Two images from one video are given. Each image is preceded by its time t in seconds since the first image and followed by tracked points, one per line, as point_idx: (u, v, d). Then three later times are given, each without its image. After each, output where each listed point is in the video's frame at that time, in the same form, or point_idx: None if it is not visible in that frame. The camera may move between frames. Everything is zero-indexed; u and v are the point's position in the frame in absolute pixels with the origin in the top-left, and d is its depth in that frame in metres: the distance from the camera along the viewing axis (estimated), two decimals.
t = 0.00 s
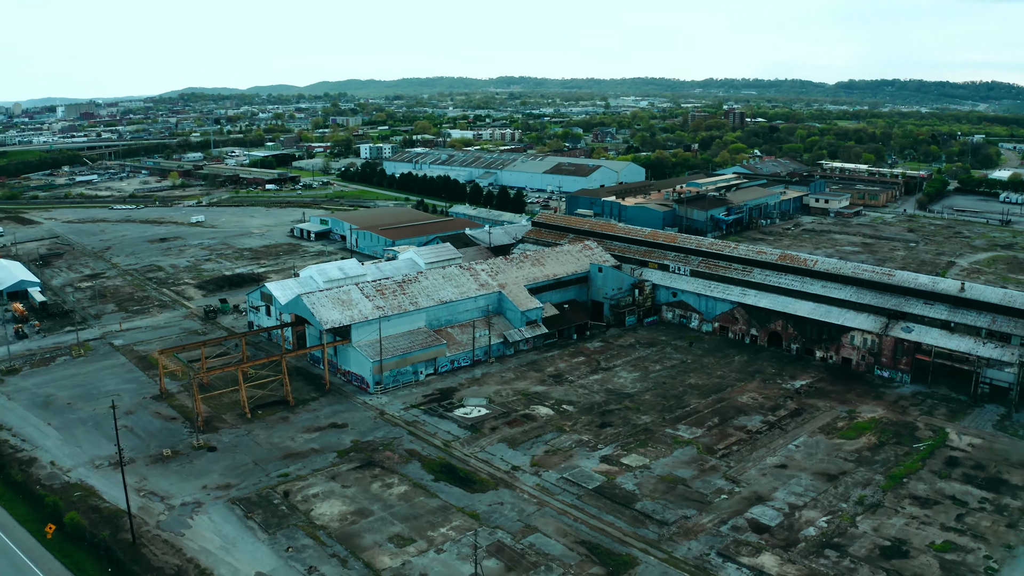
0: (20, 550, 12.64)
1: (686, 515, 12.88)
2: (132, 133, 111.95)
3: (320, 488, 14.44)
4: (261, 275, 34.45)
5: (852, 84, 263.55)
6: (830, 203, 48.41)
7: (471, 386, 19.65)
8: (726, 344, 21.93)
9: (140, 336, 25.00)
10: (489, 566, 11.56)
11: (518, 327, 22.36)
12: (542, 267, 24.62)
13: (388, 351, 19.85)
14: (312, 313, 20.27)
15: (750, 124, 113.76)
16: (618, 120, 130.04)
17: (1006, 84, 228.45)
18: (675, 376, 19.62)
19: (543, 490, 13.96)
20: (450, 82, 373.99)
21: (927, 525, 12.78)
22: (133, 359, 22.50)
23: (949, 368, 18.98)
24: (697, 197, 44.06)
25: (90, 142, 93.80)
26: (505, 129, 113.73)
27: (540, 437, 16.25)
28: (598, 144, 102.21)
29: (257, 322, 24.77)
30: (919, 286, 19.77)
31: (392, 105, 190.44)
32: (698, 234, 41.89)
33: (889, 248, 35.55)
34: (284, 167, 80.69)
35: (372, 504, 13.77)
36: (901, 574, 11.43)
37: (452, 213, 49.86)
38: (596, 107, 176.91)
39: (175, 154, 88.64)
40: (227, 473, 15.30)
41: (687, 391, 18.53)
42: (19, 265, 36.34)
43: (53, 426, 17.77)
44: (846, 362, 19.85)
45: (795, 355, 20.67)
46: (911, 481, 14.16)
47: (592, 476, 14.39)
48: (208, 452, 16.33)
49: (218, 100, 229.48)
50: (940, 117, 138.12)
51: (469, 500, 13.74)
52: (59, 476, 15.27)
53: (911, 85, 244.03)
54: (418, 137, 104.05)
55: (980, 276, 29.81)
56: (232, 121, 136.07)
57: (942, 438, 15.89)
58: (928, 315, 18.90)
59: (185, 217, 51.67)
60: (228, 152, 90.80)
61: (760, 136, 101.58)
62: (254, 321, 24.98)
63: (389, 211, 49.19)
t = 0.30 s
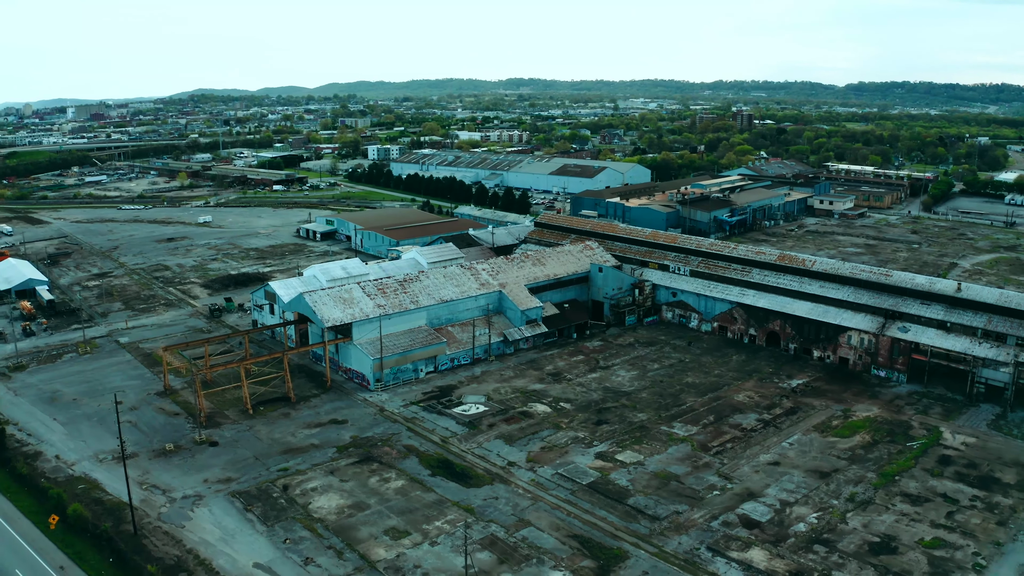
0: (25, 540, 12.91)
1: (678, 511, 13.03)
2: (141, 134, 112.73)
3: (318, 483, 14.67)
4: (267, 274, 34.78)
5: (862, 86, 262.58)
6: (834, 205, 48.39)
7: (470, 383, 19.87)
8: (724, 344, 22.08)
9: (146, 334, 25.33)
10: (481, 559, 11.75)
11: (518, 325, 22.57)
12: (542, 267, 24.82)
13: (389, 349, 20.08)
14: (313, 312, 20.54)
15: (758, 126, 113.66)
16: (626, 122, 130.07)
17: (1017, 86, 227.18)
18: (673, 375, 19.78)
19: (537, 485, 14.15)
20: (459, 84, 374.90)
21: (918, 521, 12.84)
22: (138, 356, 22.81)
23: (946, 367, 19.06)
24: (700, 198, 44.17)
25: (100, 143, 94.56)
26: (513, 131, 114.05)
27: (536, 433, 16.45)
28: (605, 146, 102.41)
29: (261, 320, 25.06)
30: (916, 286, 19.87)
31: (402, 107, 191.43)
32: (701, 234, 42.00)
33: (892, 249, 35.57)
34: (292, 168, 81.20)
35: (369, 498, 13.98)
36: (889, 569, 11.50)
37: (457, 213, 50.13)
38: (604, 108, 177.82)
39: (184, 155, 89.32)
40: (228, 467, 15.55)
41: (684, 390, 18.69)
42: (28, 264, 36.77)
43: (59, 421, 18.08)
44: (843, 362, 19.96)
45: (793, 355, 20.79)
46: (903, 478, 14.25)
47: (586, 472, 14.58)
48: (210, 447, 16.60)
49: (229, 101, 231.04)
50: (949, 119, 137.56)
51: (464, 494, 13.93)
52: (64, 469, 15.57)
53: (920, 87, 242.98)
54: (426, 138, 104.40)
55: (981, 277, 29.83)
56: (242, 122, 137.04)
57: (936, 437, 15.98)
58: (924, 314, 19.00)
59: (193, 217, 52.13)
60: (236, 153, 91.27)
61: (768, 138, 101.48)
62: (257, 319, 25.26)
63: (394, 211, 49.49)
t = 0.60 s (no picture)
0: (29, 531, 13.17)
1: (670, 506, 13.19)
2: (151, 134, 113.45)
3: (317, 477, 14.90)
4: (272, 274, 35.09)
5: (871, 88, 261.59)
6: (838, 206, 48.42)
7: (470, 381, 20.07)
8: (723, 343, 22.22)
9: (151, 331, 25.66)
10: (474, 551, 11.93)
11: (518, 324, 22.76)
12: (543, 267, 25.00)
13: (389, 346, 20.31)
14: (315, 309, 20.79)
15: (765, 128, 113.48)
16: (633, 123, 130.15)
17: None
18: (671, 374, 19.92)
19: (532, 480, 14.33)
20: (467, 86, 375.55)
21: (908, 518, 12.94)
22: (143, 353, 23.10)
23: (942, 367, 19.15)
24: (704, 199, 44.26)
25: (109, 144, 95.30)
26: (520, 133, 114.29)
27: (533, 430, 16.64)
28: (612, 147, 102.44)
29: (265, 318, 25.34)
30: (913, 286, 19.96)
31: (411, 108, 191.87)
32: (704, 235, 42.10)
33: (894, 251, 35.59)
34: (299, 169, 81.63)
35: (366, 491, 14.21)
36: (876, 564, 11.61)
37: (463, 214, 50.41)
38: (612, 110, 178.41)
39: (192, 156, 89.96)
40: (229, 461, 15.81)
41: (681, 388, 18.85)
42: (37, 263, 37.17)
43: (64, 415, 18.40)
44: (840, 361, 20.07)
45: (791, 354, 20.90)
46: (895, 476, 14.35)
47: (581, 467, 14.75)
48: (212, 442, 16.87)
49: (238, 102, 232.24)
50: (958, 121, 137.04)
51: (460, 488, 14.14)
52: (69, 462, 15.85)
53: (930, 89, 241.80)
54: (433, 139, 104.70)
55: (983, 278, 29.85)
56: (251, 123, 137.79)
57: (930, 435, 16.07)
58: (920, 314, 19.10)
59: (200, 217, 52.56)
60: (244, 154, 91.79)
61: (775, 139, 101.33)
62: (261, 317, 25.54)
63: (399, 212, 49.77)
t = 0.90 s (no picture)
0: (35, 520, 13.51)
1: (660, 500, 13.38)
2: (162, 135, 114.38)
3: (315, 470, 15.18)
4: (278, 273, 35.46)
5: (883, 90, 260.33)
6: (843, 207, 48.40)
7: (469, 378, 20.31)
8: (721, 342, 22.39)
9: (158, 329, 26.05)
10: (466, 543, 12.17)
11: (518, 323, 22.98)
12: (544, 266, 25.22)
13: (390, 344, 20.57)
14: (317, 307, 21.09)
15: (775, 130, 113.22)
16: (643, 125, 130.16)
17: None
18: (668, 372, 20.11)
19: (526, 475, 14.56)
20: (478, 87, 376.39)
21: (896, 513, 13.06)
22: (149, 350, 23.49)
23: (938, 366, 19.26)
24: (709, 200, 44.34)
25: (121, 145, 96.26)
26: (529, 134, 114.48)
27: (529, 426, 16.87)
28: (620, 149, 102.53)
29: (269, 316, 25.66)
30: (909, 286, 20.07)
31: (421, 109, 192.63)
32: (708, 236, 42.20)
33: (898, 252, 35.60)
34: (308, 170, 82.19)
35: (363, 484, 14.47)
36: (862, 558, 11.74)
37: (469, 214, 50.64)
38: (622, 112, 178.65)
39: (203, 157, 90.74)
40: (230, 455, 16.11)
41: (677, 386, 19.03)
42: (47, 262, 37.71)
43: (71, 410, 18.75)
44: (837, 360, 20.20)
45: (788, 353, 21.05)
46: (885, 472, 14.46)
47: (574, 462, 14.97)
48: (214, 436, 17.18)
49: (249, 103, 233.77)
50: (969, 123, 136.31)
51: (455, 482, 14.38)
52: (74, 455, 16.19)
53: (942, 91, 240.31)
54: (442, 141, 105.11)
55: (985, 279, 29.85)
56: (261, 124, 138.65)
57: (923, 433, 16.19)
58: (916, 314, 19.21)
59: (209, 217, 53.08)
60: (254, 155, 92.52)
61: (783, 141, 101.10)
62: (266, 315, 25.86)
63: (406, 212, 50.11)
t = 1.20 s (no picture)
0: (39, 512, 13.79)
1: (652, 495, 13.56)
2: (171, 137, 115.13)
3: (314, 464, 15.42)
4: (283, 272, 35.77)
5: (892, 92, 259.20)
6: (847, 208, 48.38)
7: (468, 375, 20.53)
8: (719, 341, 22.53)
9: (163, 327, 26.36)
10: (459, 535, 12.37)
11: (518, 321, 23.18)
12: (544, 266, 25.41)
13: (390, 341, 20.81)
14: (319, 305, 21.34)
15: (782, 131, 112.98)
16: (651, 127, 130.12)
17: None
18: (665, 371, 20.27)
19: (521, 470, 14.76)
20: (487, 89, 377.03)
21: (886, 510, 13.15)
22: (154, 347, 23.80)
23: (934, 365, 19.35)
24: (712, 201, 44.41)
25: (130, 145, 97.06)
26: (536, 135, 114.68)
27: (526, 422, 17.06)
28: (627, 150, 102.70)
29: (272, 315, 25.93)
30: (905, 286, 20.17)
31: (431, 110, 193.28)
32: (711, 237, 42.28)
33: (900, 253, 35.60)
34: (316, 171, 82.64)
35: (361, 478, 14.71)
36: (850, 554, 11.86)
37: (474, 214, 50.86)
38: (630, 114, 178.72)
39: (211, 157, 91.34)
40: (231, 449, 16.37)
41: (674, 384, 19.19)
42: (55, 261, 38.14)
43: (76, 405, 19.06)
44: (834, 360, 20.32)
45: (786, 353, 21.18)
46: (877, 470, 14.57)
47: (569, 458, 15.16)
48: (216, 431, 17.44)
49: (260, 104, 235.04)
50: (978, 124, 135.56)
51: (451, 477, 14.58)
52: (78, 449, 16.49)
53: (952, 93, 239.06)
54: (450, 142, 105.45)
55: (986, 281, 29.83)
56: (270, 125, 139.34)
57: (916, 431, 16.29)
58: (912, 314, 19.32)
59: (216, 217, 53.50)
60: (263, 155, 93.12)
61: (790, 143, 100.97)
62: (269, 313, 26.11)
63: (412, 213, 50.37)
